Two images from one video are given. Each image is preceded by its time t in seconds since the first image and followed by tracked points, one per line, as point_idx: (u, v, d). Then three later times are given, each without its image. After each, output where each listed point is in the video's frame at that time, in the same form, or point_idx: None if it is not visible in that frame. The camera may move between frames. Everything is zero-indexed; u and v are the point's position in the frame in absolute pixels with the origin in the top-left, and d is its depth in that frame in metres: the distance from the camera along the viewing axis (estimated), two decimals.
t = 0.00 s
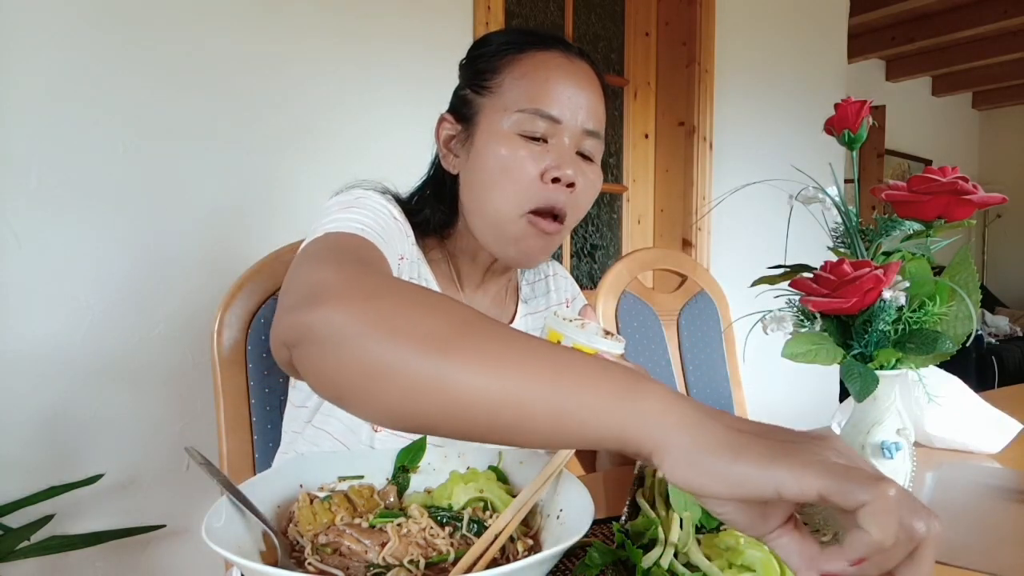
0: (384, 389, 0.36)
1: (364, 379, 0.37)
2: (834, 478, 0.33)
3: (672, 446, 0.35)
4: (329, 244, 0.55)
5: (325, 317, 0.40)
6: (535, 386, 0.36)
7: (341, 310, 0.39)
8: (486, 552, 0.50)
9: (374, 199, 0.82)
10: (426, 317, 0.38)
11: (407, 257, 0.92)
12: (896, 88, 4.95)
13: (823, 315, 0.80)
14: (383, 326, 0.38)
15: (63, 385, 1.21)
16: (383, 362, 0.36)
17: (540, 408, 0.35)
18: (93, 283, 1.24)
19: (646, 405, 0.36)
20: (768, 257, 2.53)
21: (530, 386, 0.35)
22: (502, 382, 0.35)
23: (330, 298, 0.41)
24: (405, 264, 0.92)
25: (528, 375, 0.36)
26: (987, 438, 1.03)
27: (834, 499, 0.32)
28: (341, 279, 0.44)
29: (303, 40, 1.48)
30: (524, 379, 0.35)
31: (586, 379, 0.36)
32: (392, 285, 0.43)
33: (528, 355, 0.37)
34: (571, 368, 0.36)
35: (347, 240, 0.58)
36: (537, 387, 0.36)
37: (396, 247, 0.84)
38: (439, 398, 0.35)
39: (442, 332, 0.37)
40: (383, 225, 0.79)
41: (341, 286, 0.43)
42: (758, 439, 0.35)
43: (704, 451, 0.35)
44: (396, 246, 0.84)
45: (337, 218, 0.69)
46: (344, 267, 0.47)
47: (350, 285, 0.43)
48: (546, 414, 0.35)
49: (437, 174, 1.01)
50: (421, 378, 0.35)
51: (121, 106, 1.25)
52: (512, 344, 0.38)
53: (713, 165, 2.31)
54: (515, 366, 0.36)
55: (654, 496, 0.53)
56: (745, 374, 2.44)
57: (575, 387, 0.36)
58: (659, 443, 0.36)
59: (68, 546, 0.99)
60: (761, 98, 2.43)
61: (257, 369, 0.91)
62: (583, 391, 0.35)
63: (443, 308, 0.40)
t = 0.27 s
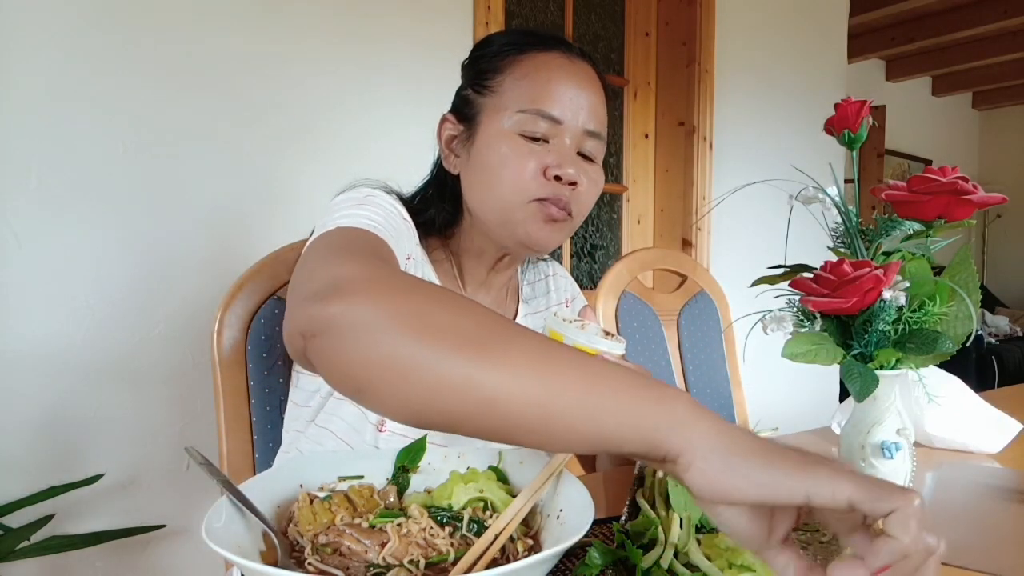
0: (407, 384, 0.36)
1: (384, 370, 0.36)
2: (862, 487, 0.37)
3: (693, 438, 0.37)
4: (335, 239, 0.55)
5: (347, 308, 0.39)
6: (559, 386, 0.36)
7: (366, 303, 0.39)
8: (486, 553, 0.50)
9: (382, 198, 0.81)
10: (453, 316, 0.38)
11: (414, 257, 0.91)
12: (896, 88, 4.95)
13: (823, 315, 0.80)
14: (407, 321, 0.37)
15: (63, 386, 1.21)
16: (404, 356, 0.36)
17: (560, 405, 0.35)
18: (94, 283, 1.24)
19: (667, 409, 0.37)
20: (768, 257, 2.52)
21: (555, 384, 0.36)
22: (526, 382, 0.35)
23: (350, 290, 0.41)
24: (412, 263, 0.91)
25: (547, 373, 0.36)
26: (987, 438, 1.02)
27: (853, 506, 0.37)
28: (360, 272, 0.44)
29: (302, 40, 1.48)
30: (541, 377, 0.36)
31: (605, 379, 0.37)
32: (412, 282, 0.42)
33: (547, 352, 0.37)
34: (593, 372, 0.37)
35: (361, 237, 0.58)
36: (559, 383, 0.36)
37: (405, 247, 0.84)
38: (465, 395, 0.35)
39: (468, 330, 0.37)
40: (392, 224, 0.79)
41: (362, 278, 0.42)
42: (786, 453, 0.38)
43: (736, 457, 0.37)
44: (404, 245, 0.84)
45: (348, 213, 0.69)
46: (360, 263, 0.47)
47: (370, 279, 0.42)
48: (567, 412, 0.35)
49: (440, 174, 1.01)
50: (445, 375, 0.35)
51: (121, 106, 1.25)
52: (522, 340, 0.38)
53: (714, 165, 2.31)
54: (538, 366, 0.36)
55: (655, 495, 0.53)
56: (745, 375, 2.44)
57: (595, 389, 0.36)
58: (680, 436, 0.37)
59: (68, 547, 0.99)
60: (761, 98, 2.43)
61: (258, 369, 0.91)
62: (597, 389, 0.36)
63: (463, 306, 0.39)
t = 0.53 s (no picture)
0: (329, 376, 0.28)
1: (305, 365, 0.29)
2: (821, 441, 0.24)
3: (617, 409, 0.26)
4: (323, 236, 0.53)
5: (254, 299, 0.32)
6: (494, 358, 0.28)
7: (277, 290, 0.32)
8: (486, 552, 0.50)
9: (370, 197, 0.82)
10: (376, 293, 0.31)
11: (403, 255, 0.92)
12: (896, 88, 4.95)
13: (823, 315, 0.80)
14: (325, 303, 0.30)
15: (63, 385, 1.21)
16: (324, 341, 0.29)
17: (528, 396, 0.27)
18: (93, 283, 1.24)
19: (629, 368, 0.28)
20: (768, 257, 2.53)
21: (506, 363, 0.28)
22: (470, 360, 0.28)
23: (264, 280, 0.34)
24: (400, 261, 0.92)
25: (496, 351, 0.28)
26: (987, 439, 1.02)
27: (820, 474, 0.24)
28: (281, 264, 0.37)
29: (302, 40, 1.48)
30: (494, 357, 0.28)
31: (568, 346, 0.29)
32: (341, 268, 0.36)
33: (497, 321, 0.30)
34: (553, 337, 0.29)
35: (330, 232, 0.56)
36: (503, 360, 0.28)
37: (390, 244, 0.83)
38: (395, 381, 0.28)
39: (449, 317, 0.29)
40: (377, 223, 0.79)
41: (281, 269, 0.36)
42: (721, 406, 0.25)
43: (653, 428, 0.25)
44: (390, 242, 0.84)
45: (328, 213, 0.70)
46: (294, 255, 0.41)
47: (289, 269, 0.36)
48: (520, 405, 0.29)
49: (442, 175, 1.01)
50: (374, 361, 0.28)
51: (121, 106, 1.25)
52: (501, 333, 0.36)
53: (713, 165, 2.31)
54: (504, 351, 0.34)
55: (654, 495, 0.53)
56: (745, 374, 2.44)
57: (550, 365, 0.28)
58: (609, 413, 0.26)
59: (68, 547, 0.99)
60: (761, 98, 2.43)
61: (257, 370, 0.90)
62: (573, 369, 0.27)
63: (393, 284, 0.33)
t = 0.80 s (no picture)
0: (277, 390, 0.32)
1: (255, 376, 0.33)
2: (723, 483, 0.25)
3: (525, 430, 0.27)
4: (286, 242, 0.55)
5: (216, 308, 0.35)
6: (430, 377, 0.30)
7: (234, 300, 0.35)
8: (486, 552, 0.51)
9: (357, 200, 0.83)
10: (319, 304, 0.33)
11: (390, 256, 0.94)
12: (897, 88, 4.95)
13: (823, 315, 0.80)
14: (274, 316, 0.33)
15: (62, 385, 1.21)
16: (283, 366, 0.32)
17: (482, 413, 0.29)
18: (93, 283, 1.24)
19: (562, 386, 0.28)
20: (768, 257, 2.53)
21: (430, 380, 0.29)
22: (393, 380, 0.30)
23: (228, 286, 0.37)
24: (388, 262, 0.93)
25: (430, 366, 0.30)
26: (987, 438, 1.02)
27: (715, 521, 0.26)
28: (249, 265, 0.39)
29: (302, 40, 1.48)
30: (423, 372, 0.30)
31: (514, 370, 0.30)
32: (303, 271, 0.38)
33: (445, 341, 0.31)
34: (490, 352, 0.30)
35: (290, 236, 0.58)
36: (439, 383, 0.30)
37: (374, 247, 0.84)
38: (325, 400, 0.31)
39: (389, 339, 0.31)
40: (361, 225, 0.79)
41: (247, 271, 0.38)
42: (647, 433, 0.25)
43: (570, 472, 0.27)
44: (375, 245, 0.85)
45: (307, 214, 0.70)
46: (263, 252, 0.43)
47: (255, 271, 0.38)
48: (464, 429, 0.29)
49: (436, 174, 1.01)
50: (308, 379, 0.31)
51: (121, 106, 1.25)
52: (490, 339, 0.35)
53: (713, 165, 2.31)
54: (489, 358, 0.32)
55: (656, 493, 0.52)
56: (745, 374, 2.44)
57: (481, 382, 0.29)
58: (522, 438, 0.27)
59: (67, 547, 0.99)
60: (761, 98, 2.43)
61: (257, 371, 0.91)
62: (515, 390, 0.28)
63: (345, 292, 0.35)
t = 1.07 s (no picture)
0: (278, 388, 0.32)
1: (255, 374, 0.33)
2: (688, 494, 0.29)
3: (519, 455, 0.30)
4: (286, 242, 0.55)
5: (220, 306, 0.35)
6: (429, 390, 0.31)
7: (239, 299, 0.35)
8: (486, 552, 0.51)
9: (359, 200, 0.83)
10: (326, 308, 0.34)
11: (391, 257, 0.94)
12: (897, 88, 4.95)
13: (823, 315, 0.80)
14: (279, 316, 0.34)
15: (63, 385, 1.21)
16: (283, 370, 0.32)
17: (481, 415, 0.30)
18: (93, 283, 1.24)
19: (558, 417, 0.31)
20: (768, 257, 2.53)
21: (432, 394, 0.31)
22: (398, 386, 0.31)
23: (231, 285, 0.37)
24: (388, 263, 0.93)
25: (431, 380, 0.31)
26: (987, 438, 1.02)
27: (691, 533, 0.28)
28: (253, 265, 0.40)
29: (302, 40, 1.48)
30: (420, 387, 0.31)
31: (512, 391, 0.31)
32: (307, 274, 0.38)
33: (442, 360, 0.32)
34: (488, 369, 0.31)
35: (295, 236, 0.58)
36: (441, 395, 0.31)
37: (375, 248, 0.84)
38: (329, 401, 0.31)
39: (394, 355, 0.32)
40: (362, 225, 0.80)
41: (251, 271, 0.38)
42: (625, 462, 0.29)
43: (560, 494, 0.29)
44: (376, 246, 0.85)
45: (307, 214, 0.69)
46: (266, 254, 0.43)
47: (259, 272, 0.38)
48: (466, 434, 0.30)
49: (437, 174, 1.00)
50: (311, 380, 0.31)
51: (121, 106, 1.25)
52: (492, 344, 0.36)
53: (713, 165, 2.31)
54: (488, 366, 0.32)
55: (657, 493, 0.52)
56: (745, 374, 2.44)
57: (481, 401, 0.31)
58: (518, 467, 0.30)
59: (67, 547, 0.99)
60: (761, 98, 2.43)
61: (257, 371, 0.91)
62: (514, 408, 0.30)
63: (352, 300, 0.35)
